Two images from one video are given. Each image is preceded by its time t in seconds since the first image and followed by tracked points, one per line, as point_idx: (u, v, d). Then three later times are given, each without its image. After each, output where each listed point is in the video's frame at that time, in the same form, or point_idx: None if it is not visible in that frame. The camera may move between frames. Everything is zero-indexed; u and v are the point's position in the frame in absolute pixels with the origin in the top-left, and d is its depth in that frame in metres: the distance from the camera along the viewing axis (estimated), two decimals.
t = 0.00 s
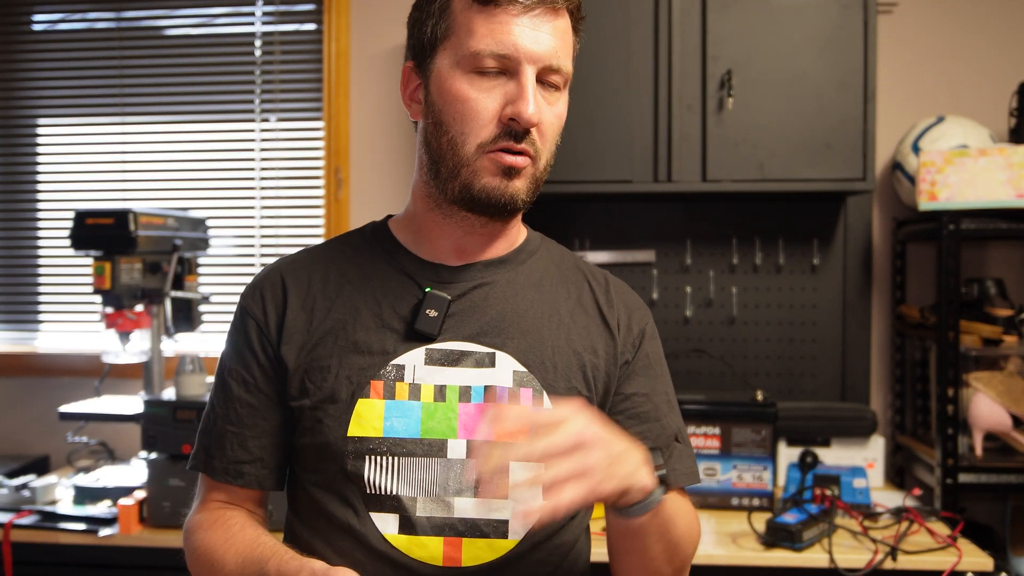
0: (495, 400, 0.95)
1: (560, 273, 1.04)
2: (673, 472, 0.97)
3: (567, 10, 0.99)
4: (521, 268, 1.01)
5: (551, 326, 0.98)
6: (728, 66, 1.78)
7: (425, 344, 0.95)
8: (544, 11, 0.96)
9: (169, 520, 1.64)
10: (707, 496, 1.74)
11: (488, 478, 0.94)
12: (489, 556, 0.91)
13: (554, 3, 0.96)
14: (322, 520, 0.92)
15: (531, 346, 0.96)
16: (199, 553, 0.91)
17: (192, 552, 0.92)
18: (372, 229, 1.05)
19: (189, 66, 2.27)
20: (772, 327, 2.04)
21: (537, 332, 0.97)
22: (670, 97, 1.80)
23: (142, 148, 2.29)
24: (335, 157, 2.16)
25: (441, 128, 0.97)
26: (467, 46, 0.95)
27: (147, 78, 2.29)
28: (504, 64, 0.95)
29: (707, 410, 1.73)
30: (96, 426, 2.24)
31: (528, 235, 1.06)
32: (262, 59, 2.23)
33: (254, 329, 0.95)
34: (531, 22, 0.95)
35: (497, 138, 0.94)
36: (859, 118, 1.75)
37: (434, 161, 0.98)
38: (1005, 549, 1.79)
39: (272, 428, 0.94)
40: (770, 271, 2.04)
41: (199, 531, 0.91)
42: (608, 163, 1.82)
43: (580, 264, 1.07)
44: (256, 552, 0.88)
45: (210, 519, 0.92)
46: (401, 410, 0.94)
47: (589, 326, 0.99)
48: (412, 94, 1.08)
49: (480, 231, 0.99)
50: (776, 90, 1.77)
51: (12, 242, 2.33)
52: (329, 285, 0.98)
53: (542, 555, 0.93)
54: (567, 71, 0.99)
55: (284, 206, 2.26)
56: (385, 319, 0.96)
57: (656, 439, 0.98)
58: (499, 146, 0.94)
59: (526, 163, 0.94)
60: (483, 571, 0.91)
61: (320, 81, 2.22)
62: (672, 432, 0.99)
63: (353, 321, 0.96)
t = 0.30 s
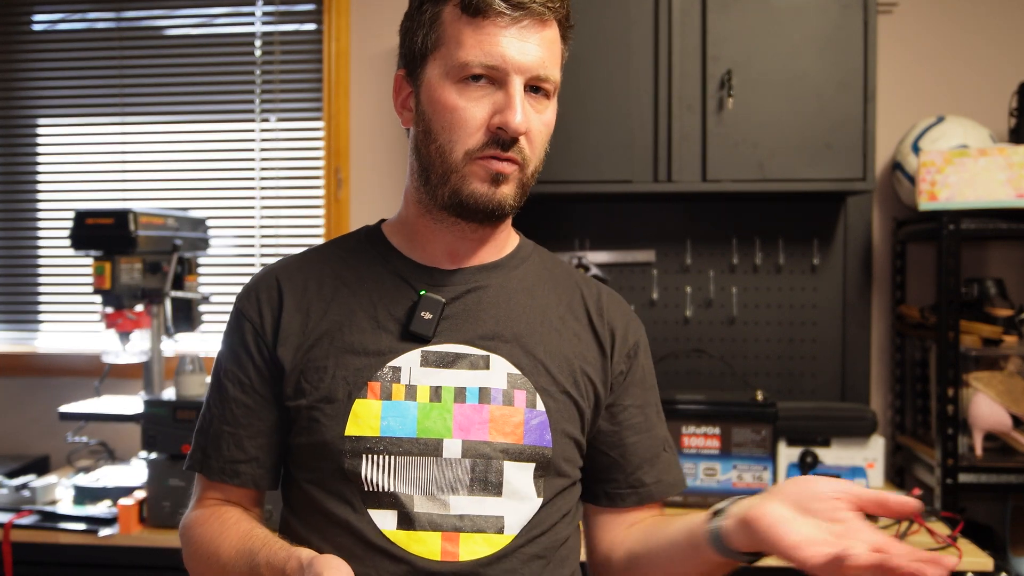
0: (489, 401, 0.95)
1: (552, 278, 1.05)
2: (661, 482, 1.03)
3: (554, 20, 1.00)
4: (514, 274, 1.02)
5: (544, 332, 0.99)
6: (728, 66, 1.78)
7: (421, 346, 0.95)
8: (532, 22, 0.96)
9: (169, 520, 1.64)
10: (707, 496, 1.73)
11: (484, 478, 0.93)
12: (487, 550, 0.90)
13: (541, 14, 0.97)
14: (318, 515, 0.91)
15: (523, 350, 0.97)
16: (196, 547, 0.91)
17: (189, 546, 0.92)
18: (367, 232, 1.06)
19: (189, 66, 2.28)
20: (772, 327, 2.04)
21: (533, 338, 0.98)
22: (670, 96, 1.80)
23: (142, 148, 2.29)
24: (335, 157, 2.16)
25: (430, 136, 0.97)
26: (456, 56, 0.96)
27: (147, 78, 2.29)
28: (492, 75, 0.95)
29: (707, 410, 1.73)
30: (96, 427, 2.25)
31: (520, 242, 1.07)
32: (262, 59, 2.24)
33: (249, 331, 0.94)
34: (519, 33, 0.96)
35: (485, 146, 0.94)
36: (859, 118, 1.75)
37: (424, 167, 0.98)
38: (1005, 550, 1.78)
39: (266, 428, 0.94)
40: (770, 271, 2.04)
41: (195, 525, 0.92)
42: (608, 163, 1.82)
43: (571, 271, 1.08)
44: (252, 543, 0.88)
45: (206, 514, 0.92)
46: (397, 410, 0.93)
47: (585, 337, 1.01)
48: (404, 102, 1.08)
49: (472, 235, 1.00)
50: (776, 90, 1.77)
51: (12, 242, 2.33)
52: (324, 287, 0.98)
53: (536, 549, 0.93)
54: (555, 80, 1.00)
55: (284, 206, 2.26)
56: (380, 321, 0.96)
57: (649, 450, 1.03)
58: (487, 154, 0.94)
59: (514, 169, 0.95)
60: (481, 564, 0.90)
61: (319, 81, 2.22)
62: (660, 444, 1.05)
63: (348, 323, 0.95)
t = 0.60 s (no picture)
0: (485, 396, 0.95)
1: (535, 274, 1.07)
2: (640, 472, 1.09)
3: (546, 17, 1.00)
4: (502, 268, 1.04)
5: (534, 326, 1.01)
6: (728, 66, 1.78)
7: (415, 340, 0.95)
8: (524, 17, 0.97)
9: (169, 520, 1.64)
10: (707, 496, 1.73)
11: (482, 471, 0.93)
12: (486, 542, 0.91)
13: (533, 11, 0.98)
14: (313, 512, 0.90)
15: (515, 344, 0.98)
16: (187, 552, 0.89)
17: (179, 552, 0.90)
18: (353, 229, 1.05)
19: (189, 66, 2.28)
20: (772, 327, 2.04)
21: (523, 332, 0.99)
22: (670, 96, 1.80)
23: (143, 148, 2.29)
24: (335, 157, 2.16)
25: (420, 127, 0.97)
26: (447, 48, 0.96)
27: (147, 78, 2.29)
28: (483, 67, 0.96)
29: (707, 410, 1.73)
30: (96, 426, 2.25)
31: (504, 239, 1.09)
32: (262, 59, 2.24)
33: (234, 331, 0.92)
34: (511, 27, 0.96)
35: (475, 138, 0.95)
36: (859, 118, 1.75)
37: (413, 158, 0.98)
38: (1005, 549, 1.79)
39: (253, 428, 0.92)
40: (770, 271, 2.04)
41: (184, 530, 0.90)
42: (608, 164, 1.82)
43: (548, 267, 1.11)
44: (246, 540, 0.87)
45: (194, 517, 0.91)
46: (394, 405, 0.93)
47: (575, 335, 1.04)
48: (394, 95, 1.08)
49: (460, 228, 1.01)
50: (776, 90, 1.77)
51: (13, 242, 2.33)
52: (312, 285, 0.96)
53: (533, 541, 0.95)
54: (545, 75, 1.01)
55: (284, 206, 2.27)
56: (372, 316, 0.96)
57: (630, 443, 1.09)
58: (476, 145, 0.95)
59: (503, 163, 0.95)
60: (481, 556, 0.90)
61: (319, 81, 2.22)
62: (639, 437, 1.11)
63: (339, 321, 0.94)
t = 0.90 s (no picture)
0: (480, 391, 0.95)
1: (529, 270, 1.07)
2: (625, 469, 1.10)
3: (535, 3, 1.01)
4: (496, 263, 1.04)
5: (530, 322, 1.01)
6: (728, 66, 1.78)
7: (412, 335, 0.95)
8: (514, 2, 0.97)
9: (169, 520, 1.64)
10: (707, 496, 1.73)
11: (478, 467, 0.93)
12: (480, 539, 0.91)
13: None
14: (307, 507, 0.90)
15: (510, 340, 0.98)
16: (177, 547, 0.89)
17: (168, 547, 0.89)
18: (347, 223, 1.04)
19: (190, 66, 2.28)
20: (772, 327, 2.04)
21: (518, 328, 0.99)
22: (670, 96, 1.80)
23: (143, 148, 2.29)
24: (335, 157, 2.16)
25: (413, 115, 0.97)
26: (439, 34, 0.96)
27: (147, 78, 2.29)
28: (475, 52, 0.96)
29: (707, 410, 1.73)
30: (96, 426, 2.25)
31: (497, 234, 1.10)
32: (262, 59, 2.24)
33: (227, 325, 0.91)
34: (501, 11, 0.96)
35: (468, 123, 0.95)
36: (859, 118, 1.75)
37: (407, 148, 0.98)
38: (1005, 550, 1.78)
39: (246, 422, 0.92)
40: (770, 271, 2.04)
41: (174, 524, 0.89)
42: (609, 163, 1.82)
43: (542, 264, 1.11)
44: (240, 532, 0.87)
45: (183, 512, 0.90)
46: (390, 400, 0.92)
47: (570, 332, 1.04)
48: (386, 86, 1.08)
49: (454, 222, 1.01)
50: (776, 90, 1.77)
51: (13, 242, 2.33)
52: (306, 278, 0.96)
53: (526, 538, 0.96)
54: (536, 61, 1.01)
55: (285, 206, 2.27)
56: (368, 310, 0.96)
57: (617, 441, 1.10)
58: (469, 131, 0.95)
59: (496, 150, 0.96)
60: (476, 555, 0.91)
61: (320, 82, 2.22)
62: (624, 435, 1.12)
63: (334, 314, 0.94)
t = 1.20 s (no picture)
0: (479, 393, 0.95)
1: (536, 273, 1.07)
2: (636, 473, 1.10)
3: (546, 8, 1.00)
4: (501, 266, 1.04)
5: (535, 325, 1.00)
6: (728, 66, 1.78)
7: (412, 337, 0.95)
8: (525, 7, 0.97)
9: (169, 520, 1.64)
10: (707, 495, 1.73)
11: (474, 470, 0.93)
12: (474, 540, 0.91)
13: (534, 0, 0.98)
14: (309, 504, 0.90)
15: (512, 343, 0.97)
16: (183, 537, 0.90)
17: (176, 536, 0.91)
18: (354, 225, 1.05)
19: (190, 66, 2.28)
20: (772, 326, 2.04)
21: (521, 331, 0.99)
22: (670, 96, 1.80)
23: (143, 148, 2.29)
24: (335, 157, 2.16)
25: (420, 118, 0.97)
26: (447, 38, 0.96)
27: (147, 78, 2.29)
28: (483, 57, 0.96)
29: (707, 410, 1.73)
30: (96, 426, 2.25)
31: (505, 235, 1.09)
32: (262, 59, 2.24)
33: (233, 324, 0.92)
34: (511, 17, 0.96)
35: (474, 128, 0.95)
36: (859, 118, 1.75)
37: (414, 151, 0.98)
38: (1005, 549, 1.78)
39: (249, 420, 0.93)
40: (770, 271, 2.04)
41: (182, 514, 0.91)
42: (609, 163, 1.82)
43: (551, 267, 1.10)
44: (238, 527, 0.87)
45: (192, 503, 0.92)
46: (388, 402, 0.93)
47: (577, 336, 1.03)
48: (396, 88, 1.08)
49: (460, 225, 1.01)
50: (776, 90, 1.77)
51: (13, 242, 2.33)
52: (311, 279, 0.97)
53: (522, 541, 0.95)
54: (546, 67, 1.01)
55: (285, 206, 2.27)
56: (369, 311, 0.96)
57: (626, 445, 1.09)
58: (475, 135, 0.95)
59: (502, 154, 0.95)
60: (469, 556, 0.90)
61: (320, 82, 2.22)
62: (635, 438, 1.11)
63: (336, 315, 0.94)
